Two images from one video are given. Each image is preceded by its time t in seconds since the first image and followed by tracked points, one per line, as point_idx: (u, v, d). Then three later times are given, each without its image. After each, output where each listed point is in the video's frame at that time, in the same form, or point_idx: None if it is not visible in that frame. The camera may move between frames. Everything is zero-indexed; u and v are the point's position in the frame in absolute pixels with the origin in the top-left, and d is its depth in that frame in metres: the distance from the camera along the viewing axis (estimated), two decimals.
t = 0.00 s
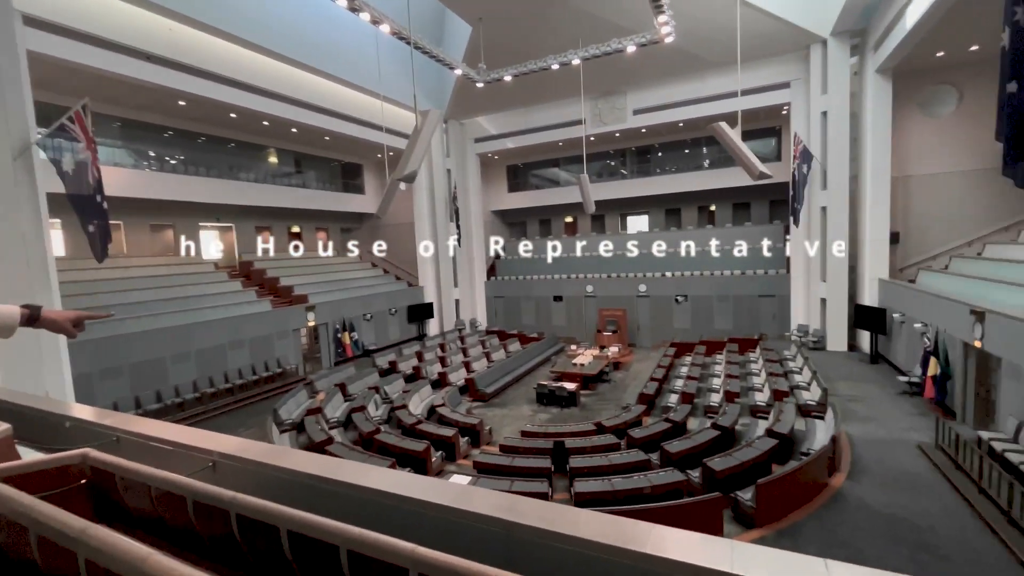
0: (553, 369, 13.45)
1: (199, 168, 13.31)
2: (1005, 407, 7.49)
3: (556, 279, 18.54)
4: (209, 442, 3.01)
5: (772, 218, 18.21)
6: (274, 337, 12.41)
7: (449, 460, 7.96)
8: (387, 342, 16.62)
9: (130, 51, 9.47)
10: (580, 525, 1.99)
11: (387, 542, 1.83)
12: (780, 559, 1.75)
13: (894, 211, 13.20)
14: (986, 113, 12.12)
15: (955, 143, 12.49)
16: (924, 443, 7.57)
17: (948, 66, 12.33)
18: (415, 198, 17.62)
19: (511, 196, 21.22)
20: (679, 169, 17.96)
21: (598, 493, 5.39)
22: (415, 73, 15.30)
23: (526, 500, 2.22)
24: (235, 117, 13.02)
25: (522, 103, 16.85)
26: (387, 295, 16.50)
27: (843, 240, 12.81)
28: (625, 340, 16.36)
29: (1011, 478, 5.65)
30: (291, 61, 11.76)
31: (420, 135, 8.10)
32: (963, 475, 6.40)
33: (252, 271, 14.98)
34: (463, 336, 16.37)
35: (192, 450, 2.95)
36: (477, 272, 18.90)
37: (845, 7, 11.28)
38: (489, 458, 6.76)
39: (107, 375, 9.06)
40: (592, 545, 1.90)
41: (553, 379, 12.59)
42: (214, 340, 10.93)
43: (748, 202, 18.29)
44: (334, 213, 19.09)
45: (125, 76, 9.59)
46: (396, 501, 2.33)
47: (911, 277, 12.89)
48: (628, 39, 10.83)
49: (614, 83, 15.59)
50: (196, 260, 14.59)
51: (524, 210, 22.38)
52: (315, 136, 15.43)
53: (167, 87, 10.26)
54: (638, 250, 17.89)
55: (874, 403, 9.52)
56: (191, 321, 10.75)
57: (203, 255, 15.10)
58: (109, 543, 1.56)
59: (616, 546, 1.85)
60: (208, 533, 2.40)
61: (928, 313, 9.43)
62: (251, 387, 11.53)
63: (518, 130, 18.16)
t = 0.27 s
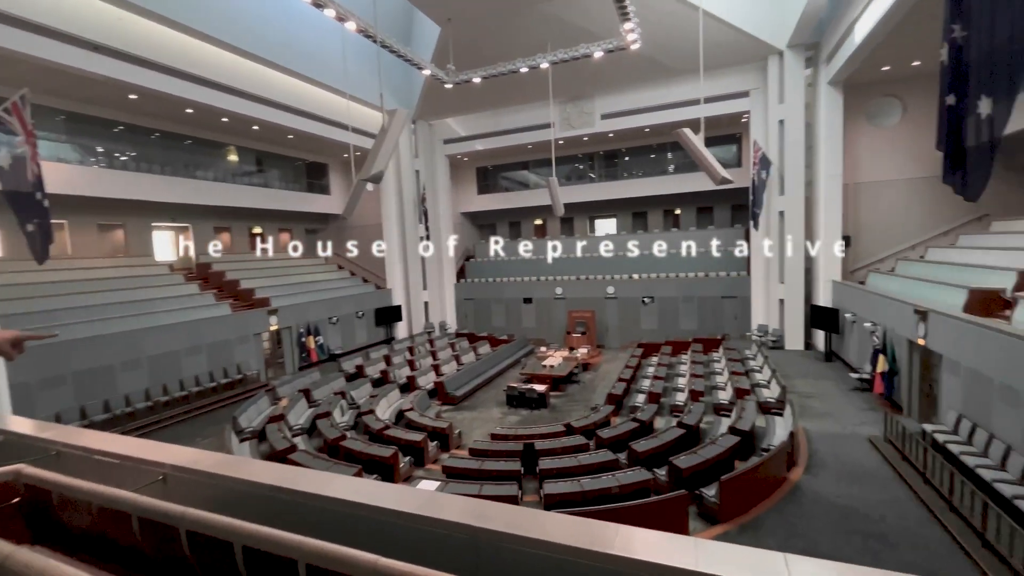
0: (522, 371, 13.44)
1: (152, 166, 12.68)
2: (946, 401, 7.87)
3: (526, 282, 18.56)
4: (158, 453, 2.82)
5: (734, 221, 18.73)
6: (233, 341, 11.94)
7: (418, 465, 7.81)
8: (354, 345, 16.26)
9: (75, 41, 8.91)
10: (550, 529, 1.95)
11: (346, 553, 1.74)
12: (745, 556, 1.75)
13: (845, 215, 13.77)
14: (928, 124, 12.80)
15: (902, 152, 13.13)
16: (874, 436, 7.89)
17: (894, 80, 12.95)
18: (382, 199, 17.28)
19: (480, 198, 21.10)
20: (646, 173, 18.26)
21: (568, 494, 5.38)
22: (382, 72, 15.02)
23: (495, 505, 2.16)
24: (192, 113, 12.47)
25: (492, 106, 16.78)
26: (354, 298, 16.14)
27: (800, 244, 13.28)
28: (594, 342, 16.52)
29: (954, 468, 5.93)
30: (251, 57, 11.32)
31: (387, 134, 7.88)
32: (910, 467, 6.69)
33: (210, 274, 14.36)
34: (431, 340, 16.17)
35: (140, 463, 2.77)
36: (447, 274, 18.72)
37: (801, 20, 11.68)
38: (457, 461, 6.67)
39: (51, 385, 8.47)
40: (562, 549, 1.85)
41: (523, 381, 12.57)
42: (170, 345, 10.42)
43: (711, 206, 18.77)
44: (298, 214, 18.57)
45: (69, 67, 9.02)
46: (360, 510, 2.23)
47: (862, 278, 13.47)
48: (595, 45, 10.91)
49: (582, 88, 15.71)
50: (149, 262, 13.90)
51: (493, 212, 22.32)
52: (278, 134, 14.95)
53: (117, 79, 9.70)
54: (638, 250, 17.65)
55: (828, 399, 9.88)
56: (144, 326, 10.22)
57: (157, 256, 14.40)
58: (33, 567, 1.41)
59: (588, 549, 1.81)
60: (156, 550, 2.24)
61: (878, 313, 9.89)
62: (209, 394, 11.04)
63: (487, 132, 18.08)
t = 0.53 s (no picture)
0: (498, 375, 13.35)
1: (112, 165, 12.13)
2: (904, 399, 8.15)
3: (501, 285, 18.51)
4: (114, 465, 2.65)
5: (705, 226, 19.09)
6: (199, 348, 11.50)
7: (392, 471, 7.64)
8: (326, 350, 15.92)
9: (27, 31, 8.42)
10: (527, 535, 1.88)
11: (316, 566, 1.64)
12: (722, 559, 1.72)
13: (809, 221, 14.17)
14: (887, 135, 13.31)
15: (862, 161, 13.61)
16: (838, 434, 8.10)
17: (855, 91, 13.41)
18: (355, 202, 16.96)
19: (456, 201, 20.95)
20: (620, 178, 18.46)
21: (543, 498, 5.32)
22: (355, 71, 14.75)
23: (470, 511, 2.09)
24: (155, 109, 11.98)
25: (467, 109, 16.69)
26: (326, 301, 15.79)
27: (768, 248, 13.62)
28: (569, 345, 16.60)
29: (914, 465, 6.12)
30: (218, 53, 10.94)
31: (361, 135, 7.69)
32: (872, 464, 6.87)
33: (174, 277, 13.83)
34: (406, 343, 15.94)
35: (93, 476, 2.58)
36: (422, 278, 18.49)
37: (766, 33, 11.95)
38: (432, 467, 6.55)
39: None
40: (541, 555, 1.79)
41: (499, 385, 12.49)
42: (130, 352, 9.97)
43: (683, 211, 19.10)
44: (267, 215, 18.09)
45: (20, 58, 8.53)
46: (330, 521, 2.13)
47: (825, 282, 13.89)
48: (570, 51, 10.94)
49: (558, 92, 15.78)
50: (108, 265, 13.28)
51: (469, 216, 22.21)
52: (247, 134, 14.53)
53: (72, 73, 9.21)
54: (640, 249, 17.83)
55: (794, 399, 10.11)
56: (102, 331, 9.75)
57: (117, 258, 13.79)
58: None
59: (565, 556, 1.76)
60: (111, 570, 2.08)
61: (840, 315, 10.20)
62: (170, 404, 10.55)
63: (463, 135, 17.97)
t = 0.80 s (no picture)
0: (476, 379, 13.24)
1: (74, 162, 11.58)
2: (870, 400, 8.29)
3: (479, 289, 18.41)
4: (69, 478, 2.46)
5: (680, 231, 19.39)
6: (164, 353, 11.07)
7: (367, 479, 7.46)
8: (300, 355, 15.55)
9: None
10: (506, 542, 1.81)
11: None
12: (705, 562, 1.68)
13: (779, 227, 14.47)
14: (852, 144, 13.74)
15: (830, 170, 14.01)
16: (807, 435, 8.24)
17: (823, 102, 13.81)
18: (331, 204, 16.62)
19: (434, 204, 20.78)
20: (597, 183, 18.60)
21: (521, 503, 5.25)
22: (331, 72, 14.46)
23: (448, 518, 2.01)
24: (119, 105, 11.50)
25: (446, 112, 16.58)
26: (300, 305, 15.41)
27: (740, 253, 13.88)
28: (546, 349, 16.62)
29: (878, 464, 6.25)
30: (188, 49, 10.56)
31: (337, 134, 7.53)
32: (839, 463, 7.00)
33: (139, 280, 13.31)
34: (382, 348, 15.67)
35: (45, 491, 2.39)
36: (399, 281, 18.22)
37: (737, 45, 12.19)
38: (407, 473, 6.41)
39: None
40: (523, 563, 1.72)
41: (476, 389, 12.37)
42: (91, 358, 9.53)
43: (659, 216, 19.36)
44: (238, 216, 17.60)
45: None
46: (302, 531, 2.02)
47: (795, 286, 14.23)
48: (548, 56, 10.95)
49: (536, 98, 15.81)
50: (67, 267, 12.67)
51: (446, 219, 22.06)
52: (219, 133, 14.10)
53: (31, 66, 8.73)
54: (641, 251, 17.86)
55: (766, 400, 10.29)
56: (61, 337, 9.29)
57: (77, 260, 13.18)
58: None
59: (546, 563, 1.69)
60: None
61: (808, 318, 10.45)
62: (128, 413, 10.01)
63: (441, 138, 17.85)
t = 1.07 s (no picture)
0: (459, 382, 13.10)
1: (43, 159, 11.13)
2: (844, 401, 8.27)
3: (462, 291, 18.28)
4: (36, 487, 2.31)
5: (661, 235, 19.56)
6: (137, 357, 10.71)
7: (349, 484, 7.29)
8: (279, 358, 15.21)
9: None
10: (492, 547, 1.74)
11: None
12: (695, 565, 1.64)
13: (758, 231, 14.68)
14: (828, 151, 14.02)
15: (807, 176, 14.27)
16: (785, 435, 8.32)
17: (800, 110, 14.06)
18: (311, 204, 16.33)
19: (416, 206, 20.60)
20: (580, 187, 18.65)
21: (505, 506, 5.17)
22: (313, 70, 14.21)
23: (431, 523, 1.93)
24: (90, 101, 11.08)
25: (429, 114, 16.45)
26: (279, 307, 15.11)
27: (721, 257, 14.03)
28: (530, 351, 16.56)
29: (853, 464, 6.32)
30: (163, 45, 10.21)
31: (319, 136, 7.33)
32: (816, 463, 7.07)
33: (110, 281, 12.87)
34: (363, 351, 15.44)
35: (8, 500, 2.24)
36: (381, 284, 17.99)
37: (717, 53, 12.29)
38: (389, 478, 6.27)
39: None
40: (512, 570, 1.66)
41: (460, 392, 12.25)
42: (59, 362, 9.17)
43: (641, 220, 19.50)
44: (215, 216, 17.18)
45: None
46: (279, 540, 1.92)
47: (773, 290, 14.45)
48: (533, 60, 10.90)
49: (520, 101, 15.79)
50: (33, 268, 12.15)
51: (429, 222, 21.88)
52: (195, 130, 13.74)
53: None
54: (634, 252, 18.18)
55: (746, 402, 10.39)
56: (27, 340, 8.91)
57: (46, 260, 12.66)
58: None
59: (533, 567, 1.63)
60: None
61: (785, 321, 10.61)
62: (99, 420, 9.58)
63: (424, 140, 17.71)
